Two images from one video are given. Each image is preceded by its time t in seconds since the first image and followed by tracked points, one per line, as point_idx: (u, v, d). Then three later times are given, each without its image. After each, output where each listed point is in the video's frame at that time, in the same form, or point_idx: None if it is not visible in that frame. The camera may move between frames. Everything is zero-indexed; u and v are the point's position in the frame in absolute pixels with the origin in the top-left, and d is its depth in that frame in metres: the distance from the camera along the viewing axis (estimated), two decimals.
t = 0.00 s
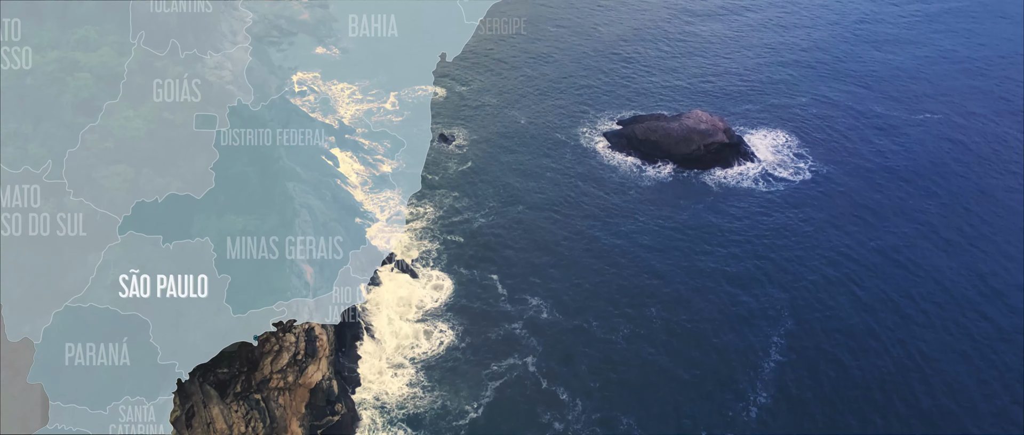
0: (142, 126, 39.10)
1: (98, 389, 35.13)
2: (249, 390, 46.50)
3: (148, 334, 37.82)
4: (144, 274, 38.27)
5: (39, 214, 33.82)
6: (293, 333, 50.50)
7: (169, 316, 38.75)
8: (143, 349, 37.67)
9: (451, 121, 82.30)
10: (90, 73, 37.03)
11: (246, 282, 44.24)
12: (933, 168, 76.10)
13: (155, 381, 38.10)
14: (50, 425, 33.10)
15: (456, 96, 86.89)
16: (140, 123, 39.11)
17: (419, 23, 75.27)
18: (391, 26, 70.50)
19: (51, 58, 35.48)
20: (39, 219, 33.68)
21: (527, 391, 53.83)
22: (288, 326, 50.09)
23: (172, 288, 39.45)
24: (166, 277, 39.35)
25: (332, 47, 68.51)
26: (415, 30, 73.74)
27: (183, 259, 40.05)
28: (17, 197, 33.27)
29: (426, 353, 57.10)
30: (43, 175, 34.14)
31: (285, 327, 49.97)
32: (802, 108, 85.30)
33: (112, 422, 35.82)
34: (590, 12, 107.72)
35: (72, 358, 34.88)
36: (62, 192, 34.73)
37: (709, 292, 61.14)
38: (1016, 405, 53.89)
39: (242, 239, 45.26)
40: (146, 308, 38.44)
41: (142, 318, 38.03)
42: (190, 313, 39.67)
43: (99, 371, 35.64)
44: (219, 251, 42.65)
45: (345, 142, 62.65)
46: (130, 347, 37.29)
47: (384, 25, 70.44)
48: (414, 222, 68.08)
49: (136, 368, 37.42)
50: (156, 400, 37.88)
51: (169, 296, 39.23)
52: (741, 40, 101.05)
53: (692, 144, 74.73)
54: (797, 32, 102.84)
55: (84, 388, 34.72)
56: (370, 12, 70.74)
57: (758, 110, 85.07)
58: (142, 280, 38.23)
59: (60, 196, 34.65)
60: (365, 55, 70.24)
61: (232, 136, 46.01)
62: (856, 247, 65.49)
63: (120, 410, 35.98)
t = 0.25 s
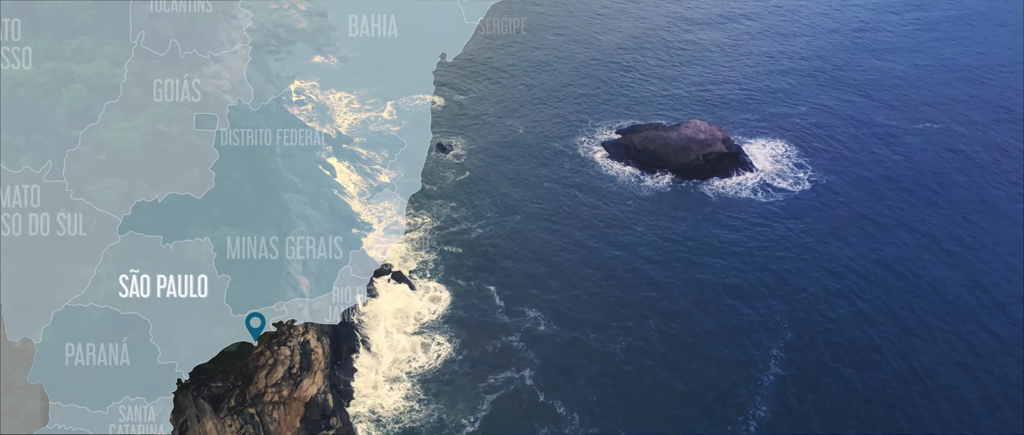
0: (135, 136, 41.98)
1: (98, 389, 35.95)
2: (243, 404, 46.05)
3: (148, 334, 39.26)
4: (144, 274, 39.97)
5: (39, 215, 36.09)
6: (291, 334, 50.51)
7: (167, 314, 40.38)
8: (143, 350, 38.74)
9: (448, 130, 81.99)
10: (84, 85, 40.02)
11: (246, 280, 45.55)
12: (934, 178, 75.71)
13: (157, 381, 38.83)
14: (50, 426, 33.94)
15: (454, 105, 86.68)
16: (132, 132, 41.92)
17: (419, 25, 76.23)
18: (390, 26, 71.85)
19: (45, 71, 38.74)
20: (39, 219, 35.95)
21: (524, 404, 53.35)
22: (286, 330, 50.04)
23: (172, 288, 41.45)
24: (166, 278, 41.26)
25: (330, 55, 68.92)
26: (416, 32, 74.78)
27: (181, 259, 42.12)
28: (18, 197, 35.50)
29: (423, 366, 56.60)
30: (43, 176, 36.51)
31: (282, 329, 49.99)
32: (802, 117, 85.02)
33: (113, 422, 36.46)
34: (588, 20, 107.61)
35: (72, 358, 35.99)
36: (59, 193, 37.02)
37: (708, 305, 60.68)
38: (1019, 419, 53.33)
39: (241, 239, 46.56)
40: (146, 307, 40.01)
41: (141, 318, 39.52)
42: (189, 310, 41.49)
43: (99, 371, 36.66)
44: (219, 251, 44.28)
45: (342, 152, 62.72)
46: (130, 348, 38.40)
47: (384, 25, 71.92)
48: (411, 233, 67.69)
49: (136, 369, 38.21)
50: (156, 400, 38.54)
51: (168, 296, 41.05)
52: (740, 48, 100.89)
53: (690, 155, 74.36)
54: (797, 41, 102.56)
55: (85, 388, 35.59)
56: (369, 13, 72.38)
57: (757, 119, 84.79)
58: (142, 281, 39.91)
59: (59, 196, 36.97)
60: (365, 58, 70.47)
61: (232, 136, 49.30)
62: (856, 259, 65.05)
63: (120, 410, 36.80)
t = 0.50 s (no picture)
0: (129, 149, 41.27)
1: (98, 388, 36.22)
2: (237, 419, 45.77)
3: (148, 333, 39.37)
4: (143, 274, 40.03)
5: (39, 215, 36.58)
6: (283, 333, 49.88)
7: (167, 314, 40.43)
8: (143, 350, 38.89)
9: (446, 139, 81.60)
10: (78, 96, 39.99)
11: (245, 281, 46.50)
12: (934, 187, 75.40)
13: (157, 381, 38.84)
14: (51, 426, 34.04)
15: (451, 113, 86.34)
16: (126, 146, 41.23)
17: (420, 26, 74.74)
18: (391, 26, 70.48)
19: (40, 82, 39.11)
20: (39, 219, 36.50)
21: (523, 417, 52.84)
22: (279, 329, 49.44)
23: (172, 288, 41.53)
24: (166, 278, 41.30)
25: (329, 63, 66.79)
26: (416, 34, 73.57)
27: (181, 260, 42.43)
28: (18, 197, 36.02)
29: (421, 380, 56.06)
30: (43, 176, 36.89)
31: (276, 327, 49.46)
32: (801, 126, 84.65)
33: (113, 422, 36.56)
34: (587, 28, 107.42)
35: (72, 358, 36.26)
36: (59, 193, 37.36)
37: (708, 317, 60.21)
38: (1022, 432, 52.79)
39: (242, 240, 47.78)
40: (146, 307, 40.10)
41: (142, 317, 39.63)
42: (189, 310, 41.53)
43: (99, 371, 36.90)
44: (219, 251, 45.23)
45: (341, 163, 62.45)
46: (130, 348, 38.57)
47: (384, 25, 70.37)
48: (408, 244, 67.32)
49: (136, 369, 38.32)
50: (157, 400, 38.41)
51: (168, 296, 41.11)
52: (738, 56, 100.67)
53: (689, 164, 73.93)
54: (796, 49, 102.37)
55: (84, 388, 35.85)
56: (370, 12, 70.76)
57: (757, 128, 84.43)
58: (142, 281, 39.96)
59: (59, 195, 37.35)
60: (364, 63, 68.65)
61: (233, 137, 50.62)
62: (857, 269, 64.65)
63: (120, 410, 36.82)
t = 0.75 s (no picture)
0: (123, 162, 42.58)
1: (98, 388, 37.17)
2: None
3: (147, 334, 40.22)
4: (143, 274, 41.02)
5: (39, 215, 37.26)
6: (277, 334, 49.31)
7: (166, 314, 41.49)
8: (143, 350, 39.66)
9: (444, 150, 81.20)
10: (72, 109, 40.83)
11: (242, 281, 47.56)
12: (935, 198, 75.01)
13: (158, 380, 39.71)
14: (48, 426, 35.09)
15: (449, 124, 86.00)
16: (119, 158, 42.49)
17: (416, 32, 73.59)
18: (391, 26, 67.73)
19: (35, 94, 39.24)
20: (39, 218, 37.12)
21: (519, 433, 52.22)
22: (273, 330, 48.90)
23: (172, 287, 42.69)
24: (165, 278, 42.42)
25: (326, 75, 65.51)
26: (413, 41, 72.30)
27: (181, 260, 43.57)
28: (17, 196, 36.86)
29: (417, 396, 55.47)
30: (43, 176, 38.05)
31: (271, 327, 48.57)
32: (800, 136, 84.28)
33: (113, 422, 37.46)
34: (585, 38, 107.24)
35: (72, 358, 37.12)
36: (59, 193, 38.71)
37: (706, 330, 59.65)
38: None
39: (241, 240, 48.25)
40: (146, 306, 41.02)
41: (141, 316, 40.48)
42: (187, 310, 42.55)
43: (99, 370, 37.68)
44: (219, 250, 46.17)
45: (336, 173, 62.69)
46: (129, 348, 39.30)
47: (384, 25, 67.68)
48: (405, 256, 66.91)
49: (136, 369, 39.08)
50: (156, 400, 39.33)
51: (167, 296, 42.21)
52: (737, 66, 100.42)
53: (688, 176, 73.54)
54: (795, 59, 102.10)
55: (84, 388, 36.84)
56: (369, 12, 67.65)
57: (755, 138, 84.05)
58: (141, 281, 40.89)
59: (58, 196, 38.56)
60: (360, 71, 67.43)
61: (231, 137, 51.84)
62: (857, 281, 64.20)
63: (120, 410, 37.76)
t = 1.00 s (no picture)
0: (119, 172, 42.33)
1: (99, 390, 38.47)
2: None
3: (146, 334, 41.24)
4: (143, 274, 42.23)
5: (39, 215, 37.72)
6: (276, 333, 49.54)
7: (165, 314, 42.42)
8: (142, 350, 40.79)
9: (443, 158, 80.91)
10: (66, 118, 40.64)
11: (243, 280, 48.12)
12: (935, 206, 74.72)
13: (156, 380, 40.79)
14: (49, 426, 36.75)
15: (448, 131, 85.69)
16: (113, 168, 42.20)
17: (415, 32, 71.56)
18: (391, 26, 66.28)
19: (30, 104, 38.96)
20: (39, 218, 37.58)
21: None
22: (274, 330, 49.36)
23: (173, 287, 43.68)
24: (166, 278, 43.51)
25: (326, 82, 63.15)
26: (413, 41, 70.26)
27: (181, 260, 44.61)
28: (17, 196, 37.35)
29: (416, 407, 55.03)
30: (43, 176, 38.61)
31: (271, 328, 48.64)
32: (800, 143, 84.05)
33: (113, 421, 38.86)
34: (584, 44, 107.09)
35: (72, 358, 38.43)
36: (59, 194, 39.10)
37: (706, 340, 59.30)
38: None
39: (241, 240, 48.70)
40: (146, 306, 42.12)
41: (140, 316, 41.62)
42: (187, 310, 43.50)
43: (99, 371, 38.98)
44: (219, 250, 46.81)
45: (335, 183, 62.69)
46: (129, 348, 40.48)
47: (384, 25, 66.06)
48: (403, 265, 66.85)
49: (136, 368, 40.23)
50: (156, 400, 40.55)
51: (168, 295, 43.24)
52: (736, 73, 100.25)
53: (687, 184, 73.31)
54: (795, 65, 101.85)
55: (86, 388, 38.17)
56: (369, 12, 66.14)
57: (755, 145, 83.78)
58: (141, 281, 42.13)
59: (58, 197, 39.02)
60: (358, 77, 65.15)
61: (233, 136, 50.76)
62: (857, 290, 63.90)
63: (120, 410, 39.10)
